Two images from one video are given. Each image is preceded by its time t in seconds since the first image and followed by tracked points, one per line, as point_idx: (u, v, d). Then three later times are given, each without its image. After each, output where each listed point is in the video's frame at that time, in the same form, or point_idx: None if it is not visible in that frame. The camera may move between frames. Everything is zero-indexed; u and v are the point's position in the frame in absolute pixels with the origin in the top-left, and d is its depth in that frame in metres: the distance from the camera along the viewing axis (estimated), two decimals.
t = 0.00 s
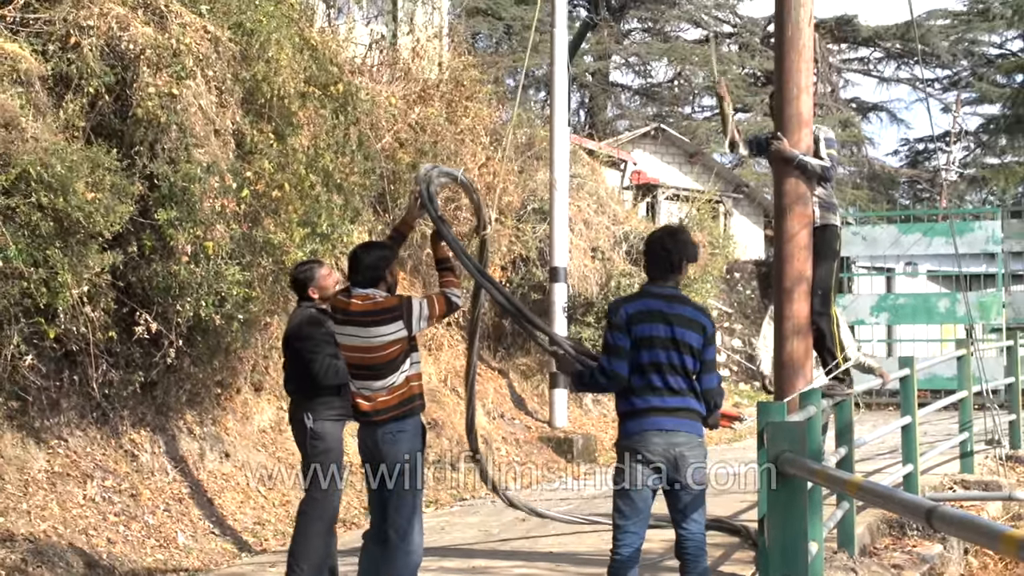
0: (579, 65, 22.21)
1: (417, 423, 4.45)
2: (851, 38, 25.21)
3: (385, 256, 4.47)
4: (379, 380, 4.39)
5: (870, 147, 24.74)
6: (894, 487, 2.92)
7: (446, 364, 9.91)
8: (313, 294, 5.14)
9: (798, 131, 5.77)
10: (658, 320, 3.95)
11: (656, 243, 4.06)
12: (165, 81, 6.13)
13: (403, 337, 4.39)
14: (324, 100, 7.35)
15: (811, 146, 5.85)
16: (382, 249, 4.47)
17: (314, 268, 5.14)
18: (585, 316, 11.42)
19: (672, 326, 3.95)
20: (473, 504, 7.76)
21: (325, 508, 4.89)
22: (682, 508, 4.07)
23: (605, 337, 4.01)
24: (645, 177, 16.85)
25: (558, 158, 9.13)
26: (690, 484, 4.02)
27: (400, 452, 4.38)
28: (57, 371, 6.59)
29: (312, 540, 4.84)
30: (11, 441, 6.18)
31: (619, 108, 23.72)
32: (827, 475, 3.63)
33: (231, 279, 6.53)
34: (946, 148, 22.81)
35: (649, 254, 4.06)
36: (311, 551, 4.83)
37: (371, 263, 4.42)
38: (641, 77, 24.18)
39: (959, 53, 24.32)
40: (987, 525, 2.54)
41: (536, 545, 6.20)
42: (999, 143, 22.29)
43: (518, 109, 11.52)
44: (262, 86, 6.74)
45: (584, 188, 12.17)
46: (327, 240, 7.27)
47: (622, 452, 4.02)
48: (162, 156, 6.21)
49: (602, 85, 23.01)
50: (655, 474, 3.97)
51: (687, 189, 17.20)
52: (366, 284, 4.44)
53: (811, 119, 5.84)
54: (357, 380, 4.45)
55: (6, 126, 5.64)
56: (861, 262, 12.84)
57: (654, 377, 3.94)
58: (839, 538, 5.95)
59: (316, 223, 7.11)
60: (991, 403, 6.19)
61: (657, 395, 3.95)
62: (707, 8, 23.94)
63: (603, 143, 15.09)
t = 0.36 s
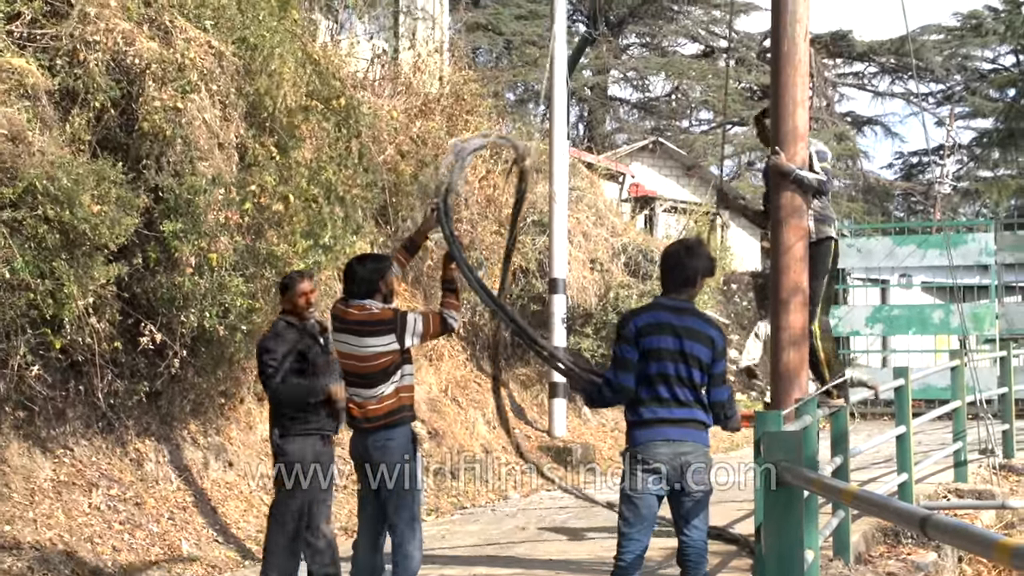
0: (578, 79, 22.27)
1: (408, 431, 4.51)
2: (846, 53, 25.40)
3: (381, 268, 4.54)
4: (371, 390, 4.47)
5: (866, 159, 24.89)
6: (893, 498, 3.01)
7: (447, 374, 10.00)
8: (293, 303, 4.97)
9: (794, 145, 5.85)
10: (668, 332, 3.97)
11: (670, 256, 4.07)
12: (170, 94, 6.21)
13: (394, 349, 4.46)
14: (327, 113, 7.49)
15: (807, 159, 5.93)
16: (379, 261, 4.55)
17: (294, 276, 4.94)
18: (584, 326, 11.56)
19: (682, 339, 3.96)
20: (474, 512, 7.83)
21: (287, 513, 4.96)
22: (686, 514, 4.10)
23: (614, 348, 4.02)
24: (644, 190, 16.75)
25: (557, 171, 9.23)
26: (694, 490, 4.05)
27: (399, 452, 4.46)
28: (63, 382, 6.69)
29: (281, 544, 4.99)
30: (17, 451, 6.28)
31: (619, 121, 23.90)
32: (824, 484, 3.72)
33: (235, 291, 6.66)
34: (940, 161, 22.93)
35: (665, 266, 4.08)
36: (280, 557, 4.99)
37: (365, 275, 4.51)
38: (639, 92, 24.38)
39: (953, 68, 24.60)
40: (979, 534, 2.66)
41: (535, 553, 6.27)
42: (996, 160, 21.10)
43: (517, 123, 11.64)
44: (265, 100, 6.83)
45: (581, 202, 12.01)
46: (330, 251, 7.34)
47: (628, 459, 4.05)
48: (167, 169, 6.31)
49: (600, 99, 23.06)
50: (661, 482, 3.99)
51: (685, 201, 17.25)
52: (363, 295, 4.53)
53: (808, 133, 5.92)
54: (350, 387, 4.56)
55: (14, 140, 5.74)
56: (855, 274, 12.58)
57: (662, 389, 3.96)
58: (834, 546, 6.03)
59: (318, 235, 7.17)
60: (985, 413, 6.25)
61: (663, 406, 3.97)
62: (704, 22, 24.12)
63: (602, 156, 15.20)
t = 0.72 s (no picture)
0: (575, 94, 22.34)
1: (414, 437, 4.55)
2: (839, 68, 25.70)
3: (388, 279, 4.61)
4: (376, 397, 4.54)
5: (858, 171, 25.14)
6: (871, 500, 3.14)
7: (448, 382, 10.16)
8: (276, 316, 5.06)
9: (787, 158, 6.00)
10: (671, 342, 4.08)
11: (671, 266, 4.17)
12: (176, 109, 6.36)
13: (400, 358, 4.55)
14: (330, 128, 7.59)
15: (799, 172, 6.08)
16: (381, 273, 4.61)
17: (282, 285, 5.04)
18: (581, 335, 11.75)
19: (685, 348, 4.08)
20: (474, 518, 7.97)
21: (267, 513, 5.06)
22: (684, 518, 4.21)
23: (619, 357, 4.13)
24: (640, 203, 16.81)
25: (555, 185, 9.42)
26: (693, 495, 4.15)
27: (399, 452, 4.48)
28: (72, 390, 6.84)
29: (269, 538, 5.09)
30: (27, 457, 6.44)
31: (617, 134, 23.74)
32: (815, 490, 3.82)
33: (240, 301, 6.80)
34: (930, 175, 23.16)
35: (665, 277, 4.16)
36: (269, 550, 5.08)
37: (372, 288, 4.56)
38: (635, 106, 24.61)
39: (942, 83, 24.96)
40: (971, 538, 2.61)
41: (533, 556, 6.43)
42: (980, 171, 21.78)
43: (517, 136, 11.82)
44: (269, 114, 6.98)
45: (579, 213, 12.37)
46: (333, 263, 7.47)
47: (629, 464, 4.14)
48: (173, 181, 6.45)
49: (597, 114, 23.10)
50: (662, 486, 4.10)
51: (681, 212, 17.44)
52: (371, 307, 4.60)
53: (800, 147, 6.07)
54: (358, 394, 4.61)
55: (24, 153, 5.86)
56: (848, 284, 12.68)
57: (664, 397, 4.08)
58: (827, 551, 6.17)
59: (322, 246, 7.29)
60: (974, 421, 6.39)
61: (664, 414, 4.09)
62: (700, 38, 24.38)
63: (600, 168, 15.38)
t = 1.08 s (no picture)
0: (572, 108, 22.71)
1: (435, 443, 4.72)
2: (829, 83, 26.07)
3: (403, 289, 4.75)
4: (398, 403, 4.69)
5: (847, 184, 25.48)
6: (859, 503, 3.31)
7: (449, 389, 10.37)
8: (276, 330, 5.01)
9: (778, 170, 6.19)
10: (674, 351, 4.23)
11: (674, 277, 4.31)
12: (185, 124, 6.54)
13: (418, 365, 4.68)
14: (335, 141, 7.80)
15: (791, 185, 6.27)
16: (395, 284, 4.75)
17: (282, 298, 4.98)
18: (579, 343, 11.97)
19: (687, 357, 4.23)
20: (475, 521, 8.15)
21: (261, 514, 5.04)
22: (682, 521, 4.38)
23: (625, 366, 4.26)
24: (636, 215, 17.10)
25: (552, 197, 9.66)
26: (692, 501, 4.32)
27: (399, 451, 4.65)
28: (83, 397, 7.08)
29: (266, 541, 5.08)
30: (40, 461, 6.67)
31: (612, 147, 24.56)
32: (807, 493, 4.03)
33: (247, 310, 6.98)
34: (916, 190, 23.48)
35: (668, 289, 4.29)
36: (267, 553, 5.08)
37: (389, 297, 4.70)
38: (631, 120, 24.89)
39: (929, 98, 25.40)
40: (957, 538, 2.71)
41: (532, 559, 6.61)
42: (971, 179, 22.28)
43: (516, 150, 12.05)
44: (277, 128, 7.15)
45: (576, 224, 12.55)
46: (338, 272, 7.66)
47: (629, 470, 4.32)
48: (182, 194, 6.65)
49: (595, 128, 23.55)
50: (660, 492, 4.27)
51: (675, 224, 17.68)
52: (389, 315, 4.74)
53: (792, 159, 6.27)
54: (377, 401, 4.75)
55: (37, 166, 6.05)
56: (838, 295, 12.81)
57: (665, 404, 4.24)
58: (817, 552, 6.36)
59: (326, 256, 7.49)
60: (959, 427, 6.58)
61: (664, 421, 4.25)
62: (695, 55, 24.69)
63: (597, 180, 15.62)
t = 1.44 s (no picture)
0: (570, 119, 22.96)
1: (435, 445, 4.91)
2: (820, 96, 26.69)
3: (405, 297, 4.98)
4: (401, 406, 4.85)
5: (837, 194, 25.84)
6: (847, 504, 3.52)
7: (450, 394, 10.56)
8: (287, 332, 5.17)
9: (771, 181, 6.40)
10: (663, 355, 4.32)
11: (666, 283, 4.39)
12: (194, 135, 6.72)
13: (421, 370, 4.87)
14: (339, 152, 8.00)
15: (784, 194, 6.47)
16: (401, 292, 4.96)
17: (292, 303, 5.14)
18: (577, 348, 12.17)
19: (677, 362, 4.30)
20: (476, 521, 8.33)
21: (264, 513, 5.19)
22: (674, 521, 4.45)
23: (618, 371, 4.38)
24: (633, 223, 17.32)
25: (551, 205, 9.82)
26: (683, 504, 4.38)
27: (398, 453, 4.82)
28: (95, 401, 7.28)
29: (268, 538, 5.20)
30: (53, 463, 6.91)
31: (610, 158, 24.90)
32: (800, 496, 4.20)
33: (254, 316, 7.19)
34: (906, 200, 23.80)
35: (660, 294, 4.38)
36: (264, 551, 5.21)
37: (394, 305, 4.92)
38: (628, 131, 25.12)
39: (917, 110, 25.85)
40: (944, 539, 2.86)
41: (532, 559, 6.79)
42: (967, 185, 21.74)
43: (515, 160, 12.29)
44: (283, 140, 7.35)
45: (575, 233, 12.77)
46: (342, 279, 7.84)
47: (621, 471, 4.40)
48: (191, 204, 6.86)
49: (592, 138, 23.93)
50: (652, 495, 4.33)
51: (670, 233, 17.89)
52: (390, 323, 4.94)
53: (784, 169, 6.47)
54: (379, 406, 4.91)
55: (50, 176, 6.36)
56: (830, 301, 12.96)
57: (656, 407, 4.32)
58: (809, 552, 6.55)
59: (332, 263, 7.65)
60: (947, 430, 6.76)
61: (655, 424, 4.32)
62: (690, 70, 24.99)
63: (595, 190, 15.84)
